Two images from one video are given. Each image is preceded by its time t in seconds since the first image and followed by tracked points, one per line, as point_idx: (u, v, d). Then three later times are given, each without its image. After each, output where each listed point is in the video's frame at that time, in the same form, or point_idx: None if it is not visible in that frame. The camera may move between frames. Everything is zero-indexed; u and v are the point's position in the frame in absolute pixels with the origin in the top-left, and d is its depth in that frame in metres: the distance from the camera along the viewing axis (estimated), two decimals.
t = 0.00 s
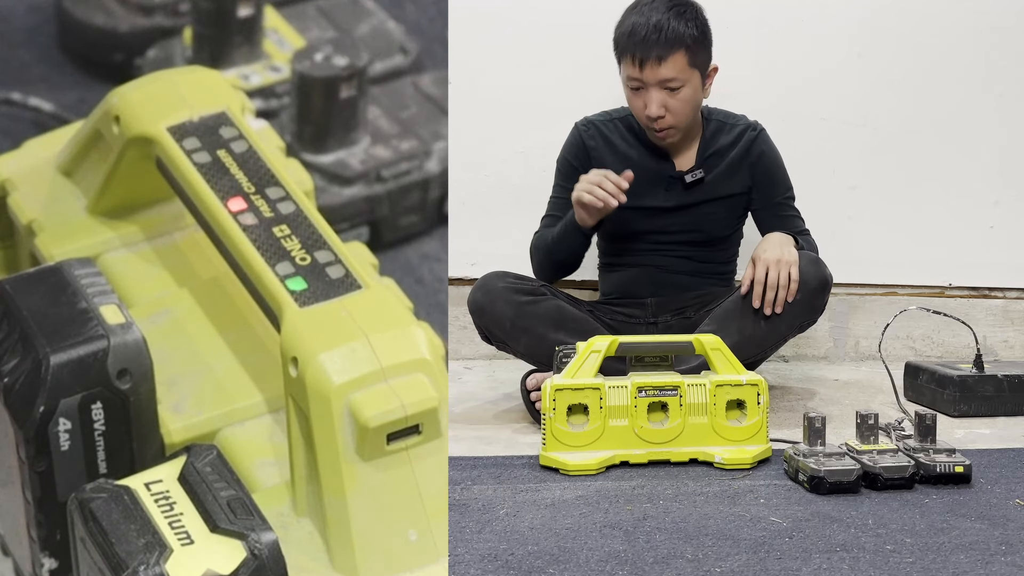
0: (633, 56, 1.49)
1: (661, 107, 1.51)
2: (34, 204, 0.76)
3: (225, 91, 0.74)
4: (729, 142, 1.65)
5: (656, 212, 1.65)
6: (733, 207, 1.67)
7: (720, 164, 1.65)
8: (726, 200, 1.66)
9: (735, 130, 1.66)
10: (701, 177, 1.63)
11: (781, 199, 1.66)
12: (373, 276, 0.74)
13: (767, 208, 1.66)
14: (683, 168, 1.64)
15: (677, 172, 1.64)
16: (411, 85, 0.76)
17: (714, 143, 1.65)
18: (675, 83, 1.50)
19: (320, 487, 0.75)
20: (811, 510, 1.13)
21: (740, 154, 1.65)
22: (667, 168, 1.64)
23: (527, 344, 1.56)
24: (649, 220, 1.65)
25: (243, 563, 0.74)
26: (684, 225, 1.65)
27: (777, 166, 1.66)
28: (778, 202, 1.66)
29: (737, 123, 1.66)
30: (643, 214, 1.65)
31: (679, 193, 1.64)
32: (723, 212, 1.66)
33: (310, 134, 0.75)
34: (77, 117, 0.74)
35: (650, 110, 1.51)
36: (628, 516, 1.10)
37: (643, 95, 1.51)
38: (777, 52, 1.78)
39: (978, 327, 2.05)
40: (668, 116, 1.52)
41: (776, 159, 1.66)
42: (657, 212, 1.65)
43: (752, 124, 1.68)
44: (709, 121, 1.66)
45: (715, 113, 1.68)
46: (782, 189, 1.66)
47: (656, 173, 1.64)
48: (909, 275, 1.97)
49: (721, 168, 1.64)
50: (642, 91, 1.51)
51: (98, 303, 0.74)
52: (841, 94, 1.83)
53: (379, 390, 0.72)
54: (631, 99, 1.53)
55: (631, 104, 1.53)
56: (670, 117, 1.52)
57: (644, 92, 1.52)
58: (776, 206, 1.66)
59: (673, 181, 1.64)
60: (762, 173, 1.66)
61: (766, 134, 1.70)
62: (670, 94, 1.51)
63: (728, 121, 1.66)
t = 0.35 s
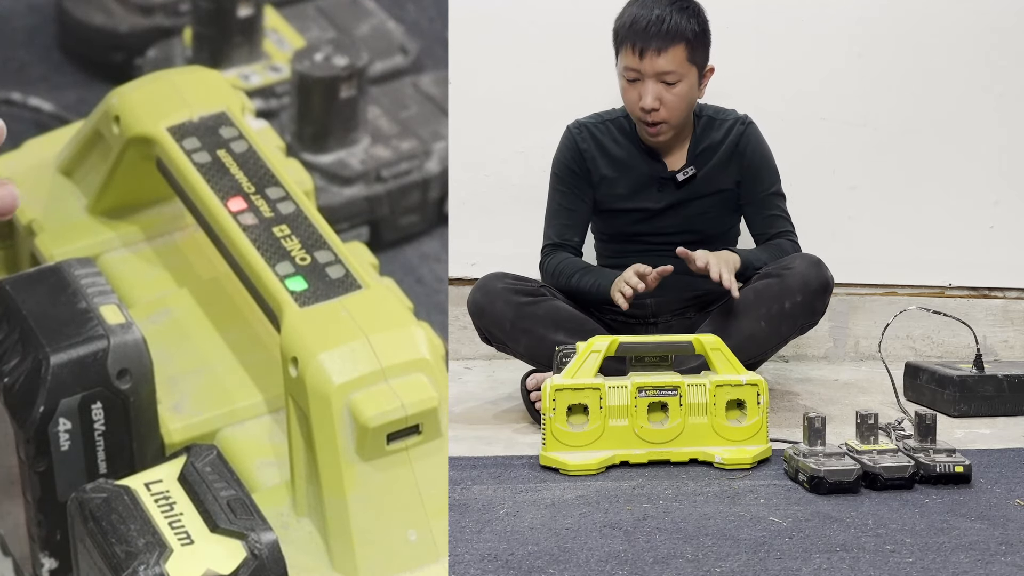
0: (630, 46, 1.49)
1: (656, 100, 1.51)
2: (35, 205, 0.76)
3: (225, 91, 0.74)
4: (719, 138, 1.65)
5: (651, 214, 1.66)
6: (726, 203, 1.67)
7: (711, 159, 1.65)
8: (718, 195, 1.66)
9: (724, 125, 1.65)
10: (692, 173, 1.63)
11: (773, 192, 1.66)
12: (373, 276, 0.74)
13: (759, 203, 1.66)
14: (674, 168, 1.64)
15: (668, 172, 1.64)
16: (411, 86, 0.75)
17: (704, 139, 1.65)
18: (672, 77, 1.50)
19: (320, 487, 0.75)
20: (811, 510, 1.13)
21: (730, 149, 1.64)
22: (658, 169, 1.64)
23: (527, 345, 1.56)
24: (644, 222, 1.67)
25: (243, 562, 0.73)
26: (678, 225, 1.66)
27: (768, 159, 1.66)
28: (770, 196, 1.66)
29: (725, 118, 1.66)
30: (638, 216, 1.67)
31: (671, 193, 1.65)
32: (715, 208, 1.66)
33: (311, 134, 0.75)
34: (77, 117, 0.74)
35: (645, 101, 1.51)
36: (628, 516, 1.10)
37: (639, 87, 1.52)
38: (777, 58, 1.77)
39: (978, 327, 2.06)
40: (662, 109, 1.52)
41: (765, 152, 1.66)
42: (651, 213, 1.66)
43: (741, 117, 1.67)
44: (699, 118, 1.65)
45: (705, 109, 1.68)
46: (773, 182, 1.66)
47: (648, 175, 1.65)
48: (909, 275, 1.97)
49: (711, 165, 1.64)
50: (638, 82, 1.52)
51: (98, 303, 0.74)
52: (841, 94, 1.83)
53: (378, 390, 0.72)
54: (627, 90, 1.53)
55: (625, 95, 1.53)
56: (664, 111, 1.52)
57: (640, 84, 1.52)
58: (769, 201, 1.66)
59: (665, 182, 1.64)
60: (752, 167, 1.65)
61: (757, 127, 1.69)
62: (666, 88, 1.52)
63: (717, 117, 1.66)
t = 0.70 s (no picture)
0: (639, 47, 1.49)
1: (663, 100, 1.51)
2: (33, 203, 0.76)
3: (224, 91, 0.74)
4: (720, 138, 1.65)
5: (651, 214, 1.66)
6: (727, 203, 1.67)
7: (711, 160, 1.65)
8: (717, 196, 1.66)
9: (725, 126, 1.66)
10: (692, 174, 1.63)
11: (773, 192, 1.67)
12: (373, 276, 0.74)
13: (759, 204, 1.66)
14: (674, 169, 1.64)
15: (668, 172, 1.64)
16: (411, 86, 0.75)
17: (704, 139, 1.65)
18: (681, 78, 1.50)
19: (320, 487, 0.75)
20: (811, 510, 1.13)
21: (730, 150, 1.64)
22: (658, 169, 1.65)
23: (527, 345, 1.56)
24: (644, 222, 1.67)
25: (243, 562, 0.73)
26: (678, 225, 1.65)
27: (767, 160, 1.66)
28: (769, 196, 1.66)
29: (726, 118, 1.66)
30: (638, 217, 1.66)
31: (671, 193, 1.65)
32: (714, 209, 1.66)
33: (311, 134, 0.75)
34: (77, 117, 0.74)
35: (653, 102, 1.51)
36: (628, 516, 1.10)
37: (646, 87, 1.52)
38: (777, 57, 1.78)
39: (977, 327, 2.06)
40: (670, 110, 1.52)
41: (764, 152, 1.66)
42: (651, 213, 1.65)
43: (741, 117, 1.68)
44: (699, 118, 1.65)
45: (706, 109, 1.68)
46: (772, 182, 1.67)
47: (648, 176, 1.65)
48: (909, 275, 1.97)
49: (711, 166, 1.64)
50: (645, 82, 1.52)
51: (98, 303, 0.74)
52: (839, 94, 1.83)
53: (378, 391, 0.72)
54: (635, 90, 1.53)
55: (631, 95, 1.53)
56: (672, 111, 1.52)
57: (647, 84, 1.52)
58: (769, 202, 1.66)
59: (665, 182, 1.64)
60: (752, 168, 1.66)
61: (757, 128, 1.69)
62: (673, 88, 1.52)
63: (718, 117, 1.66)
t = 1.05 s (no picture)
0: (645, 49, 1.49)
1: (670, 103, 1.51)
2: (33, 203, 0.75)
3: (224, 91, 0.74)
4: (720, 139, 1.65)
5: (651, 215, 1.66)
6: (727, 203, 1.67)
7: (712, 161, 1.65)
8: (718, 197, 1.66)
9: (725, 127, 1.65)
10: (692, 175, 1.63)
11: (773, 194, 1.67)
12: (373, 276, 0.73)
13: (759, 205, 1.66)
14: (676, 170, 1.64)
15: (668, 173, 1.64)
16: (411, 85, 0.75)
17: (704, 141, 1.64)
18: (687, 80, 1.50)
19: (320, 487, 0.75)
20: (811, 510, 1.13)
21: (730, 151, 1.64)
22: (658, 170, 1.65)
23: (527, 345, 1.56)
24: (645, 223, 1.67)
25: (243, 562, 0.73)
26: (679, 227, 1.66)
27: (767, 161, 1.66)
28: (768, 197, 1.66)
29: (726, 119, 1.66)
30: (638, 218, 1.67)
31: (672, 194, 1.65)
32: (715, 209, 1.66)
33: (310, 135, 0.74)
34: (77, 117, 0.74)
35: (659, 104, 1.51)
36: (628, 516, 1.10)
37: (652, 90, 1.52)
38: (776, 57, 1.79)
39: (978, 327, 2.06)
40: (675, 112, 1.52)
41: (765, 154, 1.66)
42: (652, 214, 1.66)
43: (741, 118, 1.68)
44: (700, 119, 1.65)
45: (706, 110, 1.67)
46: (772, 183, 1.66)
47: (649, 177, 1.64)
48: (909, 275, 1.97)
49: (711, 167, 1.64)
50: (652, 85, 1.52)
51: (98, 303, 0.74)
52: (839, 94, 1.83)
53: (378, 391, 0.72)
54: (640, 93, 1.53)
55: (637, 98, 1.53)
56: (677, 113, 1.52)
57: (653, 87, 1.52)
58: (768, 202, 1.67)
59: (665, 183, 1.64)
60: (752, 169, 1.66)
61: (757, 129, 1.69)
62: (680, 90, 1.52)
63: (718, 117, 1.66)
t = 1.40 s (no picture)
0: (653, 50, 1.49)
1: (676, 105, 1.51)
2: (33, 203, 0.75)
3: (224, 91, 0.74)
4: (722, 142, 1.64)
5: (653, 215, 1.66)
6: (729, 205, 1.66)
7: (714, 164, 1.64)
8: (720, 199, 1.66)
9: (728, 129, 1.64)
10: (695, 178, 1.63)
11: (776, 197, 1.66)
12: (373, 276, 0.73)
13: (762, 208, 1.66)
14: (678, 172, 1.64)
15: (671, 173, 1.64)
16: (412, 85, 0.75)
17: (706, 143, 1.64)
18: (693, 82, 1.50)
19: (320, 487, 0.75)
20: (811, 510, 1.13)
21: (732, 154, 1.63)
22: (661, 171, 1.64)
23: (527, 345, 1.56)
24: (646, 223, 1.67)
25: (244, 562, 0.73)
26: (680, 228, 1.66)
27: (770, 164, 1.65)
28: (771, 199, 1.66)
29: (729, 122, 1.65)
30: (640, 218, 1.67)
31: (674, 195, 1.65)
32: (717, 212, 1.66)
33: (311, 134, 0.74)
34: (77, 117, 0.74)
35: (665, 105, 1.51)
36: (628, 516, 1.10)
37: (658, 91, 1.52)
38: (777, 57, 1.78)
39: (978, 328, 2.07)
40: (681, 114, 1.52)
41: (768, 157, 1.65)
42: (653, 215, 1.66)
43: (745, 120, 1.66)
44: (702, 121, 1.64)
45: (709, 111, 1.66)
46: (775, 186, 1.66)
47: (651, 177, 1.64)
48: (909, 275, 1.97)
49: (713, 169, 1.63)
50: (658, 86, 1.52)
51: (98, 303, 0.74)
52: (839, 94, 1.82)
53: (379, 391, 0.72)
54: (646, 93, 1.53)
55: (643, 99, 1.53)
56: (683, 115, 1.52)
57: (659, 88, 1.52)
58: (770, 205, 1.66)
59: (667, 184, 1.64)
60: (755, 172, 1.65)
61: (761, 130, 1.68)
62: (686, 92, 1.52)
63: (721, 120, 1.65)
